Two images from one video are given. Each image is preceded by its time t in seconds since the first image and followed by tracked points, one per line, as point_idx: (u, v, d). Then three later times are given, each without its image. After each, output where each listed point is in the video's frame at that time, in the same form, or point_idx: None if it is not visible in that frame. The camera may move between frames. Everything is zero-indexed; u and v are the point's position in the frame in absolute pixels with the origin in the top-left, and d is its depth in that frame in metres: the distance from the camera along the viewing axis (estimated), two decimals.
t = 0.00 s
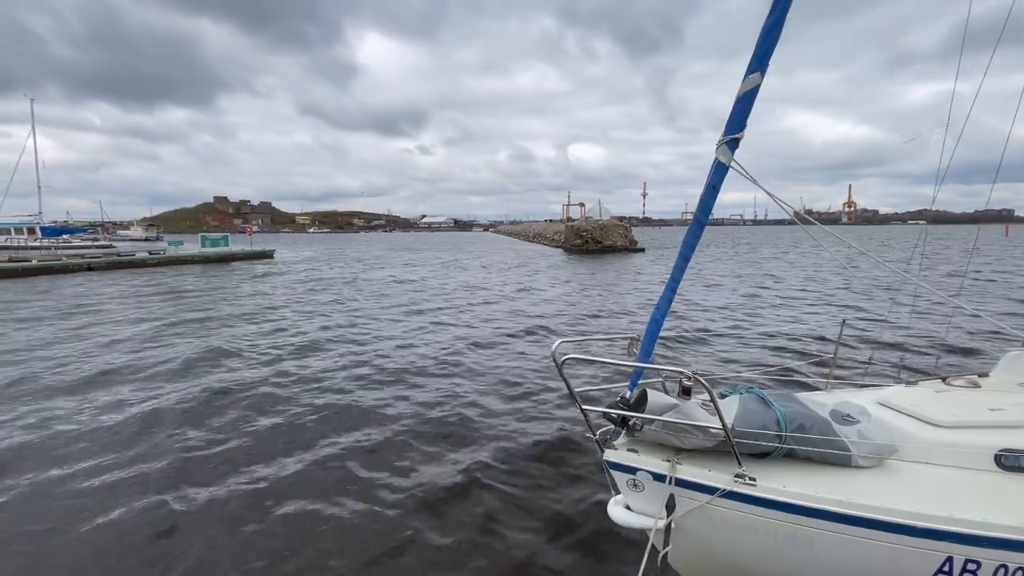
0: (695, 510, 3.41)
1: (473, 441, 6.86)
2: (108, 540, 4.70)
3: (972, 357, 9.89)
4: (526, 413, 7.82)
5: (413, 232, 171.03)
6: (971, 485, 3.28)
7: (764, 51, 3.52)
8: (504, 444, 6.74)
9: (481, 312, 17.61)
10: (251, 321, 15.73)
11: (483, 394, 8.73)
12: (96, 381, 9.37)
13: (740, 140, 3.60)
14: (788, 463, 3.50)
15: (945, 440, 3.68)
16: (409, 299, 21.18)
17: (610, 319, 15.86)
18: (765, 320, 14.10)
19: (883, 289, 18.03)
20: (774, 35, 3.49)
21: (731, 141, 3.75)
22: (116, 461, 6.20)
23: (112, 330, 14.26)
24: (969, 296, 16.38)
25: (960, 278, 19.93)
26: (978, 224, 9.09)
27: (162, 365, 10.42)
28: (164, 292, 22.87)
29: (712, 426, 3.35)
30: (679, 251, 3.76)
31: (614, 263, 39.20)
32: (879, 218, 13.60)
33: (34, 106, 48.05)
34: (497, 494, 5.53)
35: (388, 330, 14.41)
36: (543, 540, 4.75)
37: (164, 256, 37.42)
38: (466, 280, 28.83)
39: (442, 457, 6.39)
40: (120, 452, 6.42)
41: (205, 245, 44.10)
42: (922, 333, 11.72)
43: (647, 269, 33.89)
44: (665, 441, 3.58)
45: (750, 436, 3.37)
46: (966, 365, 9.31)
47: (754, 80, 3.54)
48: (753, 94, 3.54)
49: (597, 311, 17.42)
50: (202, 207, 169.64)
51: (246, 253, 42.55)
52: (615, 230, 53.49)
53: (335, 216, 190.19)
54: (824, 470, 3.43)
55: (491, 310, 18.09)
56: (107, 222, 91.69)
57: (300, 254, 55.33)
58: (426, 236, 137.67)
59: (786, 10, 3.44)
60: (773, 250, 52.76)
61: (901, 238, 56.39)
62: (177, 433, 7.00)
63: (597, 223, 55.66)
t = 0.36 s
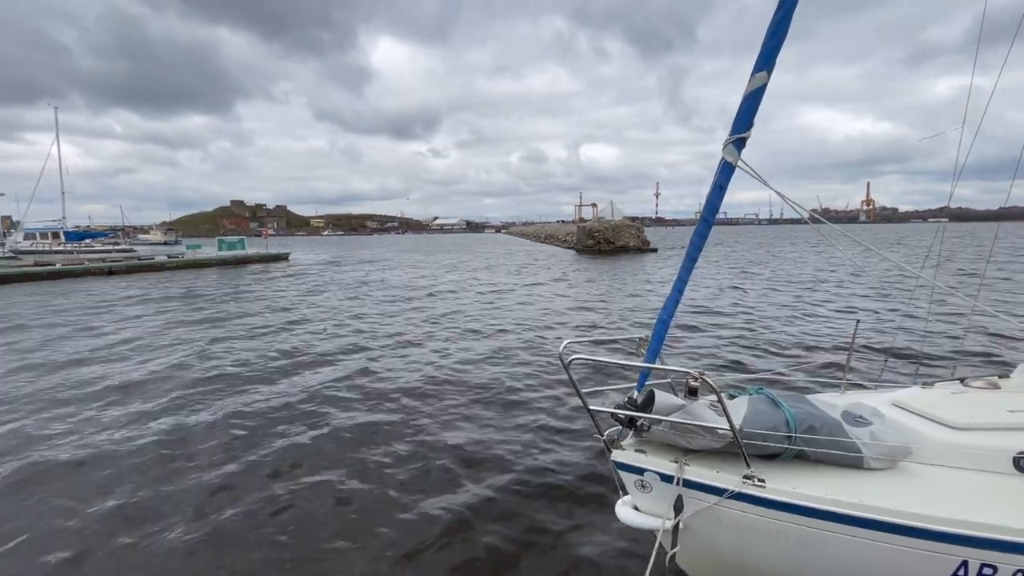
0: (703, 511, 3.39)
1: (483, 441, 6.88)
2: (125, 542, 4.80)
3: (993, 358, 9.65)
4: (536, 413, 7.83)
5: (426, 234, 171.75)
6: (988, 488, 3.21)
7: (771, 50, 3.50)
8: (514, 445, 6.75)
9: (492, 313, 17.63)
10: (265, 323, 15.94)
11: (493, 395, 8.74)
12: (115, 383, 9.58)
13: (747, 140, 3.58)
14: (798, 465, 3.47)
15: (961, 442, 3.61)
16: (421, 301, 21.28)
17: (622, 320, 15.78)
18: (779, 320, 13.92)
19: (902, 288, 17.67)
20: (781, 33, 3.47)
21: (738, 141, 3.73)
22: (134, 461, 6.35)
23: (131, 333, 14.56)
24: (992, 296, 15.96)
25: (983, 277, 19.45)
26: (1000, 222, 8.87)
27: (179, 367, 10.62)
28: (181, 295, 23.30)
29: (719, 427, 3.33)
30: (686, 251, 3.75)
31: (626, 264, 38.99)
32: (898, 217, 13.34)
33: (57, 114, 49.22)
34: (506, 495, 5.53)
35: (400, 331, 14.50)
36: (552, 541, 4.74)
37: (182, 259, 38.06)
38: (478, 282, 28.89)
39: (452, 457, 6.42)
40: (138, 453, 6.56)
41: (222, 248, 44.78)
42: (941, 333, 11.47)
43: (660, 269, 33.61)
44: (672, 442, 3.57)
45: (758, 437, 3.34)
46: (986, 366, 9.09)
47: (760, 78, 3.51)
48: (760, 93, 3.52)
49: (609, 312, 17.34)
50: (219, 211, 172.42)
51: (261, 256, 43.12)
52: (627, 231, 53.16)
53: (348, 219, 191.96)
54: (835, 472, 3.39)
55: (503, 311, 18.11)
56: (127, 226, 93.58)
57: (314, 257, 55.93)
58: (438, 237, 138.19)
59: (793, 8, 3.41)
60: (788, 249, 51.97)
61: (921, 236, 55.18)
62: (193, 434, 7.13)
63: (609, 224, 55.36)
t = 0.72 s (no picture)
0: (722, 514, 3.35)
1: (499, 441, 6.90)
2: (150, 536, 4.92)
3: None
4: (552, 414, 7.82)
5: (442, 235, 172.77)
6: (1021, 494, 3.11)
7: (791, 46, 3.45)
8: (530, 445, 6.76)
9: (508, 314, 17.64)
10: (285, 324, 16.21)
11: (509, 395, 8.76)
12: (142, 381, 9.84)
13: (766, 138, 3.53)
14: (820, 468, 3.41)
15: (991, 446, 3.50)
16: (437, 301, 21.40)
17: (639, 320, 15.66)
18: (800, 320, 13.68)
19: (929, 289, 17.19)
20: (801, 29, 3.42)
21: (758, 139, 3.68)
22: (160, 457, 6.52)
23: (157, 333, 14.95)
24: None
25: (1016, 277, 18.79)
26: None
27: (202, 366, 10.87)
28: (204, 296, 23.80)
29: (738, 428, 3.29)
30: (704, 250, 3.72)
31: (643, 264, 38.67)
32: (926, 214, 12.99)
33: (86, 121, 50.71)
34: (523, 495, 5.54)
35: (417, 332, 14.62)
36: (569, 543, 4.72)
37: (205, 260, 38.93)
38: (495, 282, 28.97)
39: (468, 457, 6.44)
40: (163, 449, 6.74)
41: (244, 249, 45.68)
42: (971, 335, 11.13)
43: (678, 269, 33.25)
44: (691, 444, 3.54)
45: (778, 440, 3.30)
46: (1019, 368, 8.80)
47: (780, 76, 3.47)
48: (779, 91, 3.47)
49: (626, 312, 17.22)
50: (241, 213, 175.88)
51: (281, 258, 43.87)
52: (645, 230, 52.69)
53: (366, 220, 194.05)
54: (858, 476, 3.33)
55: (519, 311, 18.13)
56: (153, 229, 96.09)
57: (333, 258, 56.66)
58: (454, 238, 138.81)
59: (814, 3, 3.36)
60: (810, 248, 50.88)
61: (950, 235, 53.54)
62: (216, 431, 7.30)
63: (627, 223, 54.93)
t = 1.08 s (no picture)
0: (754, 519, 3.28)
1: (525, 441, 6.91)
2: (188, 526, 5.08)
3: None
4: (578, 415, 7.78)
5: (467, 235, 173.70)
6: None
7: (827, 41, 3.34)
8: (556, 445, 6.74)
9: (533, 314, 17.61)
10: (315, 324, 16.57)
11: (535, 396, 8.76)
12: (180, 379, 10.21)
13: (802, 134, 3.43)
14: (858, 474, 3.29)
15: None
16: (463, 302, 21.51)
17: (666, 321, 15.43)
18: (836, 322, 13.23)
19: (976, 290, 16.38)
20: (838, 22, 3.31)
21: (792, 136, 3.58)
22: (197, 451, 6.75)
23: (194, 332, 15.49)
24: None
25: None
26: None
27: (237, 365, 11.20)
28: (237, 297, 24.48)
29: (772, 431, 3.21)
30: (736, 250, 3.64)
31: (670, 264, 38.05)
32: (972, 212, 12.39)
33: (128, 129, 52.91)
34: (550, 495, 5.52)
35: (443, 333, 14.74)
36: (597, 544, 4.69)
37: (239, 261, 40.10)
38: (520, 283, 28.96)
39: (495, 457, 6.46)
40: (200, 444, 6.98)
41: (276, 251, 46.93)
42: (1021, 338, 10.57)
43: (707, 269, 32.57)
44: (721, 446, 3.47)
45: (813, 444, 3.21)
46: None
47: (816, 70, 3.37)
48: (815, 86, 3.37)
49: (653, 313, 16.98)
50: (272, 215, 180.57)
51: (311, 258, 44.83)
52: (672, 230, 51.81)
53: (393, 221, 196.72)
54: (899, 483, 3.20)
55: (544, 312, 18.10)
56: (190, 232, 99.50)
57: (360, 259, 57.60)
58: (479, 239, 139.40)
59: None
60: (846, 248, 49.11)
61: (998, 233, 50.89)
62: (250, 428, 7.51)
63: (654, 223, 54.13)
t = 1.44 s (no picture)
0: (797, 529, 3.16)
1: (557, 442, 6.88)
2: (231, 514, 5.26)
3: None
4: (611, 417, 7.68)
5: (500, 235, 174.29)
6: None
7: (878, 32, 3.19)
8: (588, 447, 6.68)
9: (567, 315, 17.50)
10: (352, 322, 16.97)
11: (567, 397, 8.70)
12: (225, 373, 10.65)
13: (849, 131, 3.29)
14: (910, 487, 3.13)
15: None
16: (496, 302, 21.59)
17: (703, 323, 15.04)
18: (888, 326, 12.59)
19: None
20: (891, 12, 3.15)
21: (839, 132, 3.44)
22: (239, 442, 7.02)
23: (239, 329, 16.12)
24: None
25: None
26: None
27: (278, 361, 11.59)
28: (278, 294, 25.29)
29: (816, 439, 3.09)
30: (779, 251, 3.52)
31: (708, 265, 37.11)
32: None
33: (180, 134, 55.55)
34: (585, 498, 5.45)
35: (476, 332, 14.83)
36: (634, 549, 4.59)
37: (281, 261, 41.48)
38: (553, 283, 28.83)
39: (529, 457, 6.43)
40: (243, 435, 7.26)
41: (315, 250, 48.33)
42: None
43: (746, 270, 31.58)
44: (762, 453, 3.37)
45: (861, 453, 3.06)
46: None
47: (865, 64, 3.22)
48: (864, 81, 3.22)
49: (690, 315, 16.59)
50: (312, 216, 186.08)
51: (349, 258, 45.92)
52: (710, 229, 50.47)
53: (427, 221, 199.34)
54: (956, 497, 3.02)
55: (577, 313, 17.96)
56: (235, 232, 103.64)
57: (395, 259, 58.64)
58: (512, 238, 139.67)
59: None
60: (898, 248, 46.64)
61: None
62: (289, 421, 7.77)
63: (691, 222, 52.88)
